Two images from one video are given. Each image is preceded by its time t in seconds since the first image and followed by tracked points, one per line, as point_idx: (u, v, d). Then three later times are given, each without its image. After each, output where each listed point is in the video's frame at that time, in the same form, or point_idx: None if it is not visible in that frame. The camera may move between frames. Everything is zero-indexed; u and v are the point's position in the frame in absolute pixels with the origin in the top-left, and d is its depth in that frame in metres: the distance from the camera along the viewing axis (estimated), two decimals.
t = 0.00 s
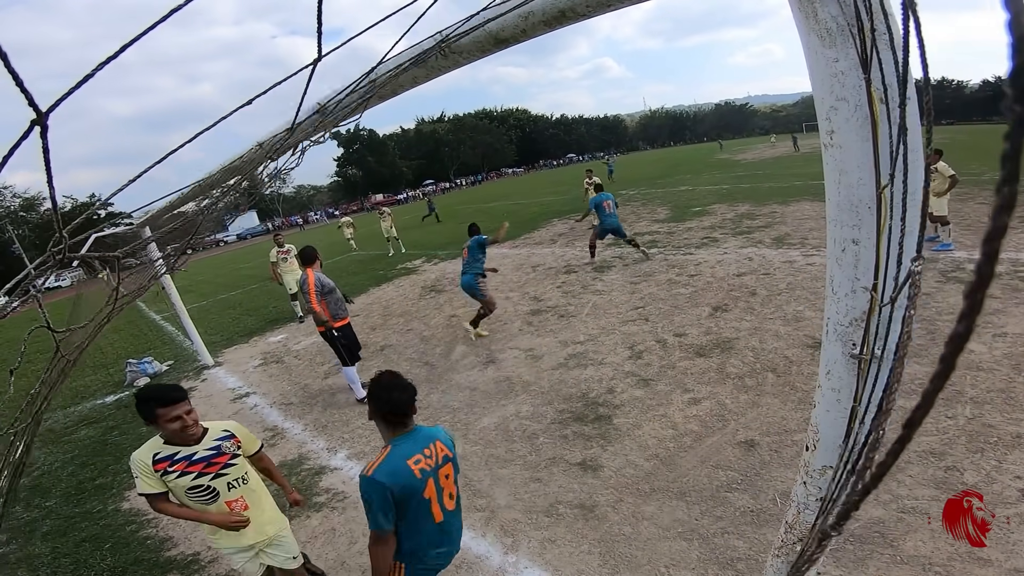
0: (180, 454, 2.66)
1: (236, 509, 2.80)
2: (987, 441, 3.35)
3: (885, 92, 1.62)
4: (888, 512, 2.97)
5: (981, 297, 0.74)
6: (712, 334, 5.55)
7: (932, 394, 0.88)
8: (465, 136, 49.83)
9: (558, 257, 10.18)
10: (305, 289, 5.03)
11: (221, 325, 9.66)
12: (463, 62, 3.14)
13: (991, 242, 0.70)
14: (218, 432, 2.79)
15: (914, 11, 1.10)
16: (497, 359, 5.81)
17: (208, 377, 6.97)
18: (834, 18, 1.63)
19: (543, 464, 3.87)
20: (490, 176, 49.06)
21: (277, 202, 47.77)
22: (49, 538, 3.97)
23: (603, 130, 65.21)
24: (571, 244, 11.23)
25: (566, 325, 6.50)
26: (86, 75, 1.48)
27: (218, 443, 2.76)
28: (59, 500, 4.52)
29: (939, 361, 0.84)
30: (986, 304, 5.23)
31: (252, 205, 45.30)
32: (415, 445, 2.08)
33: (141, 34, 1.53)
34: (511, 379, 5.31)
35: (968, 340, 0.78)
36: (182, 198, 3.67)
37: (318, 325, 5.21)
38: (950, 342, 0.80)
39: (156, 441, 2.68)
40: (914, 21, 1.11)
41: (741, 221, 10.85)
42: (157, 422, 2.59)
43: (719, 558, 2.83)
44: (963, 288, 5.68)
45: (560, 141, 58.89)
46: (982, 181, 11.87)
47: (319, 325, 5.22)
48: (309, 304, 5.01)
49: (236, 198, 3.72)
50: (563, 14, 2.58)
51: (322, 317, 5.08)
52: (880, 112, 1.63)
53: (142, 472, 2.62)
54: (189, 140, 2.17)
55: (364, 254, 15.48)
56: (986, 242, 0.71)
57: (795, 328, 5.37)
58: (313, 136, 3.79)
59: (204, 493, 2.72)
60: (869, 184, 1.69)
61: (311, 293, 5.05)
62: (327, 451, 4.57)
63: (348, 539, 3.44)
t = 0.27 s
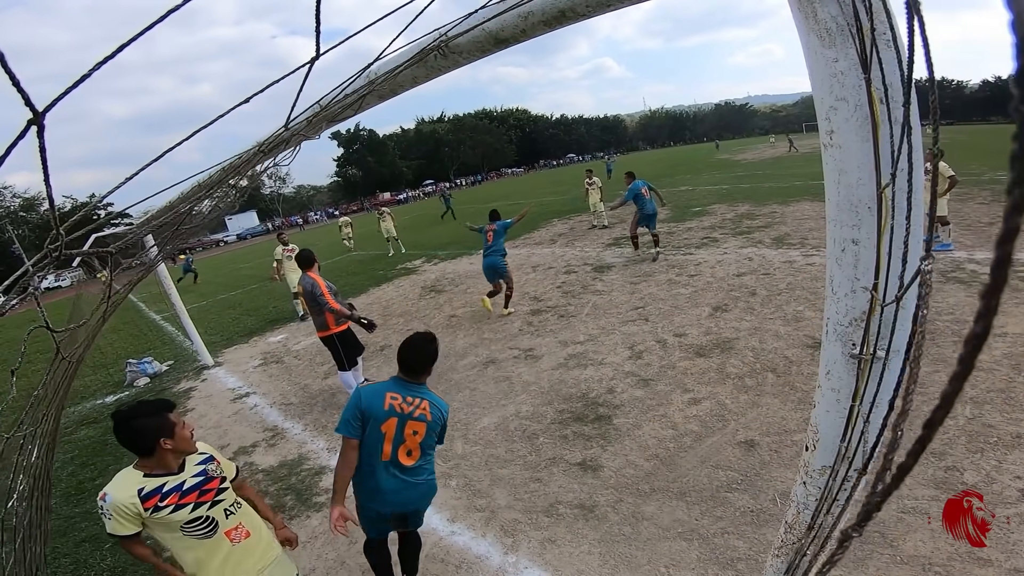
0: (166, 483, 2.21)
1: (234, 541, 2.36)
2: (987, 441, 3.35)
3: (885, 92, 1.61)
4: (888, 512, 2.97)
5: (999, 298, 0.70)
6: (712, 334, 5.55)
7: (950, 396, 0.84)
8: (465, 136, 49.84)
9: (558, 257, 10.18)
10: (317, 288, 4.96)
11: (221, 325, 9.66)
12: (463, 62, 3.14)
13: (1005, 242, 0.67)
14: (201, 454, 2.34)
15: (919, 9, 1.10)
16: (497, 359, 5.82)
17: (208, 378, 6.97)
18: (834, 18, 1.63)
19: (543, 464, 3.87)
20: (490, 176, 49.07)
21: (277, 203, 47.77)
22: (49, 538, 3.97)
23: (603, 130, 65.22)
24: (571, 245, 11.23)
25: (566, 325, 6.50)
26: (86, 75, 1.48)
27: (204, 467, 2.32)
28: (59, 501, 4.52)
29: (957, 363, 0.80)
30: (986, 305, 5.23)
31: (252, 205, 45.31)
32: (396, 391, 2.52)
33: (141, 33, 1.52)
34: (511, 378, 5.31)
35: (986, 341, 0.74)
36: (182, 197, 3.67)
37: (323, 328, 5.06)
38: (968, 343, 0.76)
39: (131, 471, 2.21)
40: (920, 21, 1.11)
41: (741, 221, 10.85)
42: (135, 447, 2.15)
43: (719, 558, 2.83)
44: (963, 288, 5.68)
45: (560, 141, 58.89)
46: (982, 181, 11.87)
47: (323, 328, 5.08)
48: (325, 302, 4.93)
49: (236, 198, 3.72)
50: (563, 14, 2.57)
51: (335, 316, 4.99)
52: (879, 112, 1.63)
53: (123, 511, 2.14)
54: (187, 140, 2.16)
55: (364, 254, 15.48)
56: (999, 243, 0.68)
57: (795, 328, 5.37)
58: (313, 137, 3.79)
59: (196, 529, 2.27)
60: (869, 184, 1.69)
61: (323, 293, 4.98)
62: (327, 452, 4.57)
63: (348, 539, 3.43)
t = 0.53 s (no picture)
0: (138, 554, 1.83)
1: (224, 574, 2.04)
2: (987, 441, 3.35)
3: (885, 92, 1.61)
4: (888, 511, 2.97)
5: None
6: (712, 334, 5.55)
7: (985, 395, 0.83)
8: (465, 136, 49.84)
9: (558, 257, 10.18)
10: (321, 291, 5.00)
11: (221, 325, 9.65)
12: (463, 62, 3.14)
13: None
14: (186, 512, 1.96)
15: (930, 4, 1.10)
16: (496, 359, 5.81)
17: (208, 377, 6.96)
18: (834, 18, 1.63)
19: (543, 464, 3.87)
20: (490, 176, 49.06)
21: (277, 203, 47.76)
22: (49, 538, 3.97)
23: (603, 130, 65.22)
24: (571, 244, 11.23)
25: (566, 325, 6.50)
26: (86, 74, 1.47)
27: (189, 525, 1.95)
28: (59, 500, 4.52)
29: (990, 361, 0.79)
30: (986, 304, 5.23)
31: (252, 205, 45.32)
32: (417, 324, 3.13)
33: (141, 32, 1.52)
34: (511, 378, 5.31)
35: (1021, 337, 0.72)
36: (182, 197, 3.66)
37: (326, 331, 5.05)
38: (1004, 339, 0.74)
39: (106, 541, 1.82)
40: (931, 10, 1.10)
41: (741, 221, 10.84)
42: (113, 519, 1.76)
43: (719, 558, 2.83)
44: (963, 288, 5.68)
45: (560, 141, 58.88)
46: (982, 181, 11.86)
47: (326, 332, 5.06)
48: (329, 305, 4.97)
49: (236, 197, 3.71)
50: (563, 14, 2.57)
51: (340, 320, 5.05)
52: (880, 112, 1.62)
53: None
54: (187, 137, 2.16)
55: (364, 254, 15.47)
56: None
57: (795, 328, 5.37)
58: (313, 137, 3.80)
59: None
60: (869, 184, 1.69)
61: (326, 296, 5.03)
62: (327, 452, 4.56)
63: (349, 539, 3.43)
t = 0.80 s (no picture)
0: None
1: None
2: (987, 441, 3.35)
3: (885, 92, 1.61)
4: (887, 511, 2.98)
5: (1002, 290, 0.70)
6: (712, 334, 5.55)
7: (953, 389, 0.84)
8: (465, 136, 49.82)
9: (558, 257, 10.18)
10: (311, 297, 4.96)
11: (221, 325, 9.65)
12: (463, 62, 3.14)
13: (1008, 236, 0.66)
14: None
15: (925, 6, 1.10)
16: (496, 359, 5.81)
17: (208, 377, 6.96)
18: (834, 18, 1.63)
19: (543, 464, 3.87)
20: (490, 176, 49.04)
21: (277, 202, 47.76)
22: (49, 538, 3.97)
23: (603, 129, 65.20)
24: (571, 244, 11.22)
25: (566, 325, 6.50)
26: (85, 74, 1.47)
27: None
28: (59, 500, 4.52)
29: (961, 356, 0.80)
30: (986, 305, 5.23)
31: (252, 205, 45.31)
32: (457, 279, 4.10)
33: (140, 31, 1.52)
34: (511, 378, 5.31)
35: (988, 334, 0.74)
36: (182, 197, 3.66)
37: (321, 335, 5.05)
38: (972, 336, 0.76)
39: None
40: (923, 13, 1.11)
41: (742, 221, 10.84)
42: None
43: (719, 558, 2.83)
44: (963, 288, 5.68)
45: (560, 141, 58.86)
46: (982, 181, 11.86)
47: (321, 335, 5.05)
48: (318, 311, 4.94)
49: (236, 197, 3.71)
50: (563, 14, 2.57)
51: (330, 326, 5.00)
52: (880, 112, 1.62)
53: None
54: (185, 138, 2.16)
55: (364, 254, 15.47)
56: (1000, 238, 0.67)
57: (795, 328, 5.36)
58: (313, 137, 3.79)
59: None
60: (869, 184, 1.69)
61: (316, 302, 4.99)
62: (327, 451, 4.56)
63: (349, 539, 3.43)
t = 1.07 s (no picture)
0: None
1: None
2: (987, 441, 3.35)
3: (885, 92, 1.61)
4: (887, 511, 2.98)
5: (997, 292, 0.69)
6: (712, 334, 5.55)
7: (950, 391, 0.83)
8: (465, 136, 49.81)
9: (558, 257, 10.17)
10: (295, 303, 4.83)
11: (221, 325, 9.65)
12: (463, 62, 3.14)
13: (1005, 237, 0.66)
14: None
15: (923, 5, 1.10)
16: (497, 359, 5.81)
17: (208, 377, 6.96)
18: (834, 18, 1.63)
19: (543, 464, 3.87)
20: (490, 176, 49.03)
21: (277, 202, 47.75)
22: (49, 538, 3.97)
23: (603, 129, 65.18)
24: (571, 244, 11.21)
25: (566, 325, 6.49)
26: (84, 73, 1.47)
27: None
28: (59, 500, 4.52)
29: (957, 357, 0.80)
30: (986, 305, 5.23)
31: (252, 205, 45.32)
32: (495, 246, 4.85)
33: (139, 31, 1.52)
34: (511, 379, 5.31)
35: (984, 335, 0.74)
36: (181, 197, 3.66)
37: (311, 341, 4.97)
38: (968, 337, 0.76)
39: None
40: (922, 13, 1.11)
41: (741, 221, 10.84)
42: None
43: (719, 558, 2.82)
44: (963, 288, 5.68)
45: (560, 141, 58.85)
46: (982, 181, 11.86)
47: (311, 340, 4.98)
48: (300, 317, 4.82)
49: (236, 197, 3.71)
50: (563, 14, 2.56)
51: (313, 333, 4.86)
52: (880, 112, 1.62)
53: None
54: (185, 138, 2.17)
55: (364, 254, 15.45)
56: (1000, 237, 0.67)
57: (795, 328, 5.36)
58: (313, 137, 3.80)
59: None
60: (869, 184, 1.69)
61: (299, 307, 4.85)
62: (327, 451, 4.56)
63: (349, 539, 3.43)
